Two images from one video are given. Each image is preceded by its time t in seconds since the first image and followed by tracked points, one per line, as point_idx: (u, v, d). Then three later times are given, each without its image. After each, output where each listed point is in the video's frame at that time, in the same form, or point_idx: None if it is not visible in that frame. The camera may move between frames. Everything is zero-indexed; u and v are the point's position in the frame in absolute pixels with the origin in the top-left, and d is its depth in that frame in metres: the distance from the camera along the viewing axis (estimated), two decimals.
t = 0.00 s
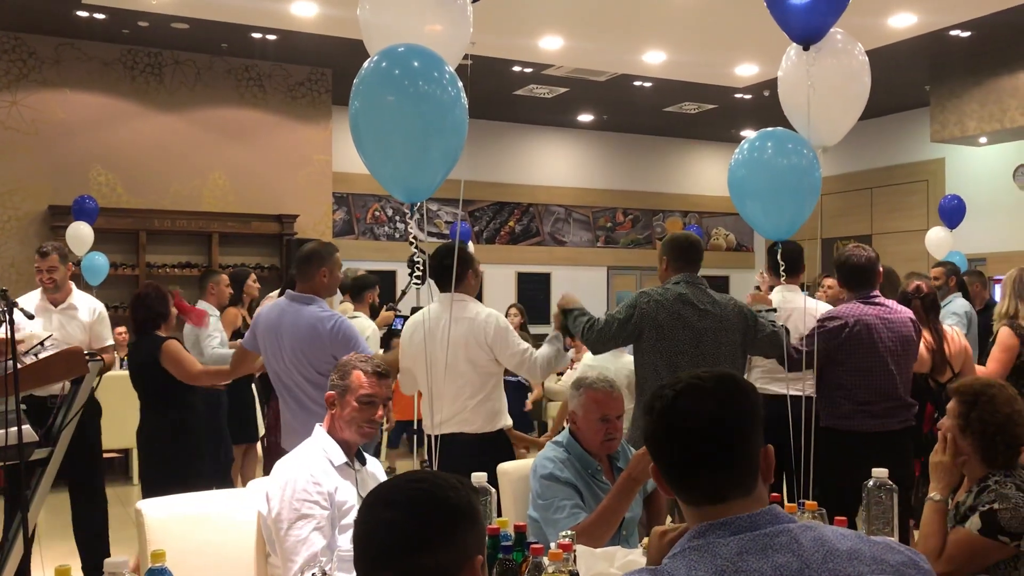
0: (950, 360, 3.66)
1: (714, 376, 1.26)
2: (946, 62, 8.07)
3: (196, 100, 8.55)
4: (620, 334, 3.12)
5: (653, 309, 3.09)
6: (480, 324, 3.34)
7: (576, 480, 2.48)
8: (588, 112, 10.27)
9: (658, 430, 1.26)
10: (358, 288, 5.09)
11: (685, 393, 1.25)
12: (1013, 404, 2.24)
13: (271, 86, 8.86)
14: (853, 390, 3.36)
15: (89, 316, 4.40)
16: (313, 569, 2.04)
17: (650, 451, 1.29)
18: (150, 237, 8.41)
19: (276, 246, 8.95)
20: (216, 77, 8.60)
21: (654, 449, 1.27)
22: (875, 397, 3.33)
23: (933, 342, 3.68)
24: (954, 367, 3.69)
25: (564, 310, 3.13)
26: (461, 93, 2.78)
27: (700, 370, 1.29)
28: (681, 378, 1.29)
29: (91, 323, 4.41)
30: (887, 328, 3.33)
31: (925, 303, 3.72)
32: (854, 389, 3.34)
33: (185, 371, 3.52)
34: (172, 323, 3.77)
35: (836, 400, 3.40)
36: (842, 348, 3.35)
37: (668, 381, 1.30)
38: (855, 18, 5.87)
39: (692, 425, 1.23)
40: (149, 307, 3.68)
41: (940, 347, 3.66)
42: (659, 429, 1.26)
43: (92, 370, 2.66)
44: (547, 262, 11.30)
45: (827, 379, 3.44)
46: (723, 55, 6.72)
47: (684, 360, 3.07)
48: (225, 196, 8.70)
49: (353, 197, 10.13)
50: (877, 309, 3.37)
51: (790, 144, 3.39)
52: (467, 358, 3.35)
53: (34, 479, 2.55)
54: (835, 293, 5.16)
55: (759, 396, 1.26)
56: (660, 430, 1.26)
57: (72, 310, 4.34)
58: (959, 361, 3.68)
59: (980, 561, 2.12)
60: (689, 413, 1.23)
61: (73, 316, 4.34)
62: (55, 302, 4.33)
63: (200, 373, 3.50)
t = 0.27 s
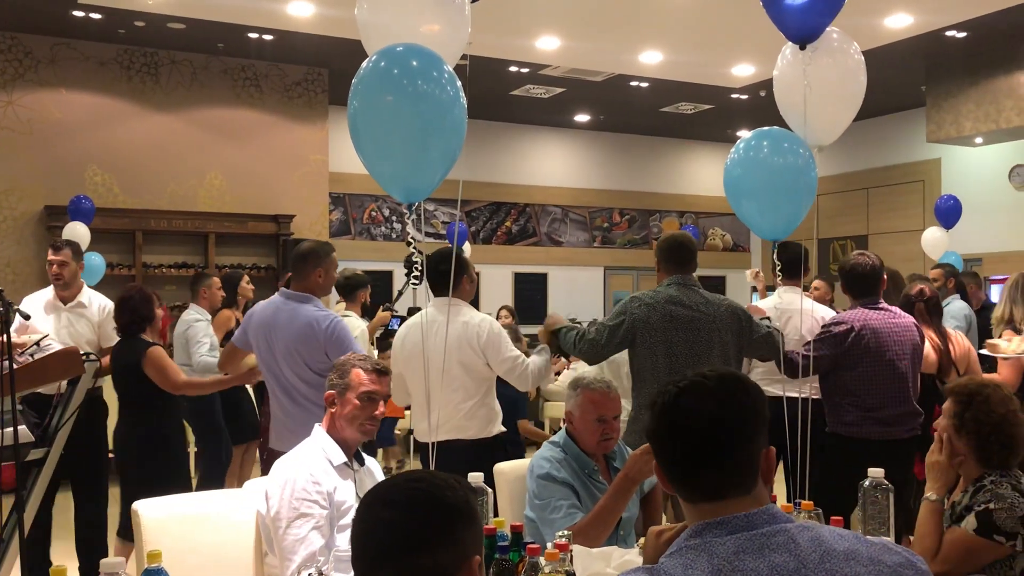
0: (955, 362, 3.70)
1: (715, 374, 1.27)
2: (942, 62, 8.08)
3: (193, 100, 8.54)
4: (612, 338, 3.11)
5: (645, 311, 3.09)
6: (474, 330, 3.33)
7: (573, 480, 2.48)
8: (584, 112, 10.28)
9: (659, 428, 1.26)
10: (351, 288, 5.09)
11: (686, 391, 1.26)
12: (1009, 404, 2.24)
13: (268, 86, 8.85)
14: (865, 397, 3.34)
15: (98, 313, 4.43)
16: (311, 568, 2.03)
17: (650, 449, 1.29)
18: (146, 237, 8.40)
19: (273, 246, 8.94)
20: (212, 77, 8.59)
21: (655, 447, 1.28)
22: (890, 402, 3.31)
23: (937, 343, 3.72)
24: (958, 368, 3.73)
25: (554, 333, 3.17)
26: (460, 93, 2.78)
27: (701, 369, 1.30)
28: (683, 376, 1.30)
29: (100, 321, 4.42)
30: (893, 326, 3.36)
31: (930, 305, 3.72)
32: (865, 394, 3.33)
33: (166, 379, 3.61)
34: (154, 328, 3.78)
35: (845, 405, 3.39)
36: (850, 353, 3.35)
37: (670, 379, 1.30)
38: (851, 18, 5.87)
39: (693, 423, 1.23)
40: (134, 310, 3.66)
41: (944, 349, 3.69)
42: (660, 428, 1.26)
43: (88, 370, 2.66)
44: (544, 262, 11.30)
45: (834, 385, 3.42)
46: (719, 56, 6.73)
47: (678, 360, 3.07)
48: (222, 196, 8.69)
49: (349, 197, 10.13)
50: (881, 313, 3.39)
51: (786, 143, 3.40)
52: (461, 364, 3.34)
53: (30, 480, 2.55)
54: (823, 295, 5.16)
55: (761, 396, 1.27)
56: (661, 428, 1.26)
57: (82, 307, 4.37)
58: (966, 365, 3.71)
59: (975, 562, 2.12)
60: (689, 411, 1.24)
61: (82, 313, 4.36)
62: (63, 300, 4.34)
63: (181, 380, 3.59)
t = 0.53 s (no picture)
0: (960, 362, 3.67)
1: (720, 375, 1.27)
2: (938, 64, 8.11)
3: (189, 100, 8.53)
4: (585, 339, 3.11)
5: (616, 313, 3.10)
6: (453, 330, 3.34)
7: (570, 481, 2.48)
8: (580, 114, 10.28)
9: (661, 427, 1.27)
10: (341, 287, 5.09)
11: (689, 390, 1.26)
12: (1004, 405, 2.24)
13: (264, 87, 8.84)
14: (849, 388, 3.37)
15: (89, 315, 4.47)
16: (312, 565, 2.03)
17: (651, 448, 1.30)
18: (142, 238, 8.38)
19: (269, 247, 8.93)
20: (208, 78, 8.59)
21: (656, 447, 1.28)
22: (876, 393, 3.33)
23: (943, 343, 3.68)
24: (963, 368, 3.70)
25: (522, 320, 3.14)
26: (460, 93, 2.78)
27: (703, 370, 1.30)
28: (686, 377, 1.30)
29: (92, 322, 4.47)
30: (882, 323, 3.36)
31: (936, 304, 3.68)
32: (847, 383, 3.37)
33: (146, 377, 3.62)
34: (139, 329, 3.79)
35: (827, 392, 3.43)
36: (835, 345, 3.38)
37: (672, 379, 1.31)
38: (846, 20, 5.89)
39: (695, 423, 1.23)
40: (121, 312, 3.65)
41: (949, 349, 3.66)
42: (662, 428, 1.27)
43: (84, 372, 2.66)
44: (540, 262, 11.30)
45: (820, 375, 3.46)
46: (714, 57, 6.74)
47: (650, 362, 3.06)
48: (217, 197, 8.68)
49: (345, 198, 10.12)
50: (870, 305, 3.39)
51: (782, 144, 3.41)
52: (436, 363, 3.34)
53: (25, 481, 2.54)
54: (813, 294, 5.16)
55: (762, 397, 1.27)
56: (660, 426, 1.27)
57: (74, 308, 4.41)
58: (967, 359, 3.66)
59: (969, 563, 2.13)
60: (692, 410, 1.24)
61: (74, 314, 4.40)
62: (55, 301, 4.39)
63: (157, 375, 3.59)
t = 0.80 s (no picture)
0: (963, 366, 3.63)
1: (709, 379, 1.27)
2: (934, 66, 8.13)
3: (185, 102, 8.52)
4: (565, 348, 3.10)
5: (594, 321, 3.11)
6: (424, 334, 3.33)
7: (566, 483, 2.48)
8: (577, 116, 10.29)
9: (652, 432, 1.27)
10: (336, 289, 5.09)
11: (680, 394, 1.26)
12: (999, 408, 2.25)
13: (260, 89, 8.84)
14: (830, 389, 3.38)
15: (79, 317, 4.49)
16: (311, 561, 2.03)
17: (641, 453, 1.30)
18: (138, 239, 8.37)
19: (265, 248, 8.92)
20: (204, 80, 8.58)
21: (647, 453, 1.28)
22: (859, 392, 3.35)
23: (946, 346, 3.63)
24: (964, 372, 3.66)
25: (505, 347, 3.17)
26: (460, 95, 2.78)
27: (692, 374, 1.30)
28: (676, 381, 1.30)
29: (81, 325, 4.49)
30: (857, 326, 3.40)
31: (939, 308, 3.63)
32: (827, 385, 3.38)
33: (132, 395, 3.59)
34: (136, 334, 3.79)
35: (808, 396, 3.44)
36: (814, 349, 3.39)
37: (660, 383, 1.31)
38: (842, 22, 5.91)
39: (686, 428, 1.23)
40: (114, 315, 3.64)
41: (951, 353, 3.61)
42: (654, 433, 1.26)
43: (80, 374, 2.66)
44: (536, 264, 11.30)
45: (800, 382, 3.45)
46: (710, 60, 6.76)
47: (630, 369, 3.09)
48: (214, 199, 8.67)
49: (342, 200, 10.11)
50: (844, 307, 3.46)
51: (779, 146, 3.42)
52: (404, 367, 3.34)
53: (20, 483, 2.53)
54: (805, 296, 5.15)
55: (749, 399, 1.27)
56: (650, 431, 1.27)
57: (64, 311, 4.41)
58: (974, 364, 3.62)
59: (965, 565, 2.14)
60: (683, 414, 1.24)
61: (65, 317, 4.42)
62: (45, 303, 4.37)
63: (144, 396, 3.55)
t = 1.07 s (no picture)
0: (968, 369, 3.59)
1: (702, 382, 1.28)
2: (931, 70, 8.15)
3: (182, 103, 8.52)
4: (561, 346, 3.10)
5: (590, 321, 3.11)
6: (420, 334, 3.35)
7: (562, 485, 2.48)
8: (574, 118, 10.30)
9: (646, 436, 1.26)
10: (332, 291, 5.09)
11: (676, 396, 1.26)
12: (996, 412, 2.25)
13: (258, 91, 8.83)
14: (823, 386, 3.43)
15: (78, 321, 4.45)
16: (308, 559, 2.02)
17: (633, 455, 1.30)
18: (135, 241, 8.36)
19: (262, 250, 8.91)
20: (202, 81, 8.58)
21: (641, 457, 1.27)
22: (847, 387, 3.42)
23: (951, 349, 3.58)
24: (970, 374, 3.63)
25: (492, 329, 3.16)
26: (460, 97, 2.78)
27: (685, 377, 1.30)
28: (668, 384, 1.30)
29: (80, 328, 4.46)
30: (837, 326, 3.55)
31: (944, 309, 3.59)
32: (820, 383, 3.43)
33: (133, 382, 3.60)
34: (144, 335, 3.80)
35: (798, 396, 3.47)
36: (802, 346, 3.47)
37: (653, 386, 1.31)
38: (839, 26, 5.92)
39: (682, 430, 1.23)
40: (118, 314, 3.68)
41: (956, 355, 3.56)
42: (647, 437, 1.26)
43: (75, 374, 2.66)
44: (533, 267, 11.30)
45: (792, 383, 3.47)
46: (708, 63, 6.77)
47: (624, 369, 3.09)
48: (211, 200, 8.66)
49: (339, 202, 10.11)
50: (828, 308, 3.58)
51: (778, 148, 3.42)
52: (399, 365, 3.35)
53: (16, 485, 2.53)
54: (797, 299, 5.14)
55: (741, 402, 1.28)
56: (643, 435, 1.27)
57: (63, 314, 4.38)
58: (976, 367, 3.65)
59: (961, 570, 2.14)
60: (678, 417, 1.24)
61: (63, 319, 4.38)
62: (43, 305, 4.34)
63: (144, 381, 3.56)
